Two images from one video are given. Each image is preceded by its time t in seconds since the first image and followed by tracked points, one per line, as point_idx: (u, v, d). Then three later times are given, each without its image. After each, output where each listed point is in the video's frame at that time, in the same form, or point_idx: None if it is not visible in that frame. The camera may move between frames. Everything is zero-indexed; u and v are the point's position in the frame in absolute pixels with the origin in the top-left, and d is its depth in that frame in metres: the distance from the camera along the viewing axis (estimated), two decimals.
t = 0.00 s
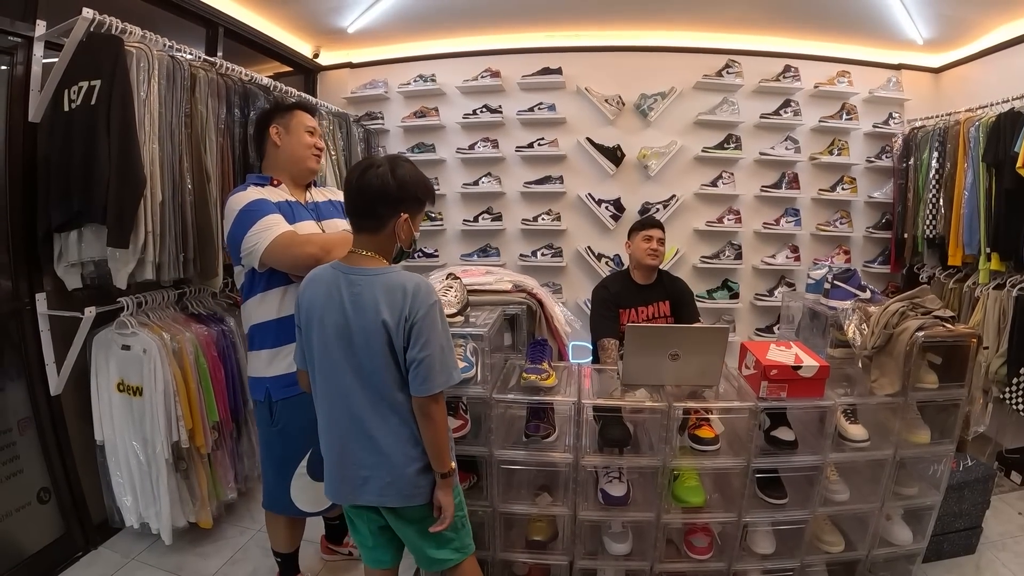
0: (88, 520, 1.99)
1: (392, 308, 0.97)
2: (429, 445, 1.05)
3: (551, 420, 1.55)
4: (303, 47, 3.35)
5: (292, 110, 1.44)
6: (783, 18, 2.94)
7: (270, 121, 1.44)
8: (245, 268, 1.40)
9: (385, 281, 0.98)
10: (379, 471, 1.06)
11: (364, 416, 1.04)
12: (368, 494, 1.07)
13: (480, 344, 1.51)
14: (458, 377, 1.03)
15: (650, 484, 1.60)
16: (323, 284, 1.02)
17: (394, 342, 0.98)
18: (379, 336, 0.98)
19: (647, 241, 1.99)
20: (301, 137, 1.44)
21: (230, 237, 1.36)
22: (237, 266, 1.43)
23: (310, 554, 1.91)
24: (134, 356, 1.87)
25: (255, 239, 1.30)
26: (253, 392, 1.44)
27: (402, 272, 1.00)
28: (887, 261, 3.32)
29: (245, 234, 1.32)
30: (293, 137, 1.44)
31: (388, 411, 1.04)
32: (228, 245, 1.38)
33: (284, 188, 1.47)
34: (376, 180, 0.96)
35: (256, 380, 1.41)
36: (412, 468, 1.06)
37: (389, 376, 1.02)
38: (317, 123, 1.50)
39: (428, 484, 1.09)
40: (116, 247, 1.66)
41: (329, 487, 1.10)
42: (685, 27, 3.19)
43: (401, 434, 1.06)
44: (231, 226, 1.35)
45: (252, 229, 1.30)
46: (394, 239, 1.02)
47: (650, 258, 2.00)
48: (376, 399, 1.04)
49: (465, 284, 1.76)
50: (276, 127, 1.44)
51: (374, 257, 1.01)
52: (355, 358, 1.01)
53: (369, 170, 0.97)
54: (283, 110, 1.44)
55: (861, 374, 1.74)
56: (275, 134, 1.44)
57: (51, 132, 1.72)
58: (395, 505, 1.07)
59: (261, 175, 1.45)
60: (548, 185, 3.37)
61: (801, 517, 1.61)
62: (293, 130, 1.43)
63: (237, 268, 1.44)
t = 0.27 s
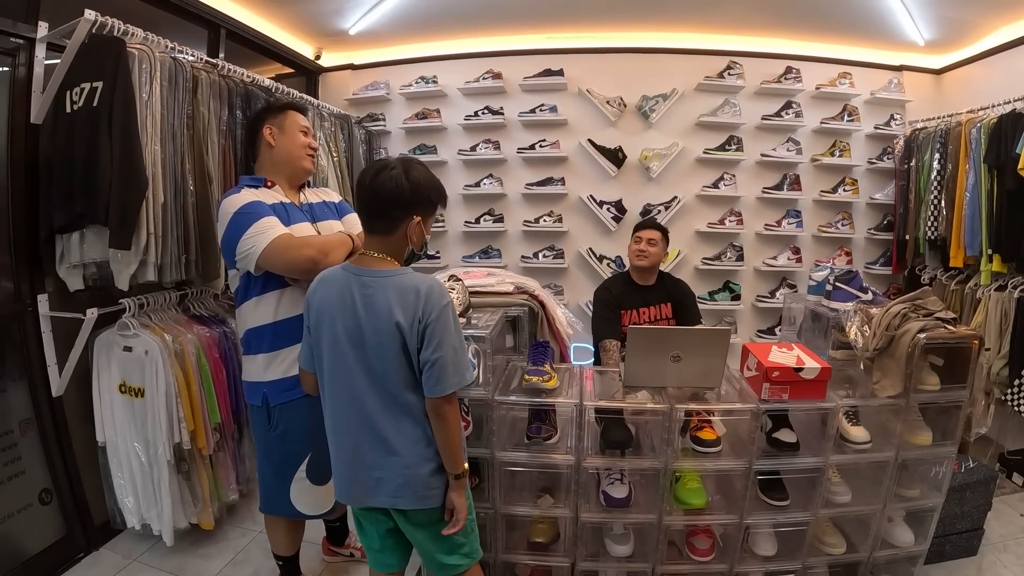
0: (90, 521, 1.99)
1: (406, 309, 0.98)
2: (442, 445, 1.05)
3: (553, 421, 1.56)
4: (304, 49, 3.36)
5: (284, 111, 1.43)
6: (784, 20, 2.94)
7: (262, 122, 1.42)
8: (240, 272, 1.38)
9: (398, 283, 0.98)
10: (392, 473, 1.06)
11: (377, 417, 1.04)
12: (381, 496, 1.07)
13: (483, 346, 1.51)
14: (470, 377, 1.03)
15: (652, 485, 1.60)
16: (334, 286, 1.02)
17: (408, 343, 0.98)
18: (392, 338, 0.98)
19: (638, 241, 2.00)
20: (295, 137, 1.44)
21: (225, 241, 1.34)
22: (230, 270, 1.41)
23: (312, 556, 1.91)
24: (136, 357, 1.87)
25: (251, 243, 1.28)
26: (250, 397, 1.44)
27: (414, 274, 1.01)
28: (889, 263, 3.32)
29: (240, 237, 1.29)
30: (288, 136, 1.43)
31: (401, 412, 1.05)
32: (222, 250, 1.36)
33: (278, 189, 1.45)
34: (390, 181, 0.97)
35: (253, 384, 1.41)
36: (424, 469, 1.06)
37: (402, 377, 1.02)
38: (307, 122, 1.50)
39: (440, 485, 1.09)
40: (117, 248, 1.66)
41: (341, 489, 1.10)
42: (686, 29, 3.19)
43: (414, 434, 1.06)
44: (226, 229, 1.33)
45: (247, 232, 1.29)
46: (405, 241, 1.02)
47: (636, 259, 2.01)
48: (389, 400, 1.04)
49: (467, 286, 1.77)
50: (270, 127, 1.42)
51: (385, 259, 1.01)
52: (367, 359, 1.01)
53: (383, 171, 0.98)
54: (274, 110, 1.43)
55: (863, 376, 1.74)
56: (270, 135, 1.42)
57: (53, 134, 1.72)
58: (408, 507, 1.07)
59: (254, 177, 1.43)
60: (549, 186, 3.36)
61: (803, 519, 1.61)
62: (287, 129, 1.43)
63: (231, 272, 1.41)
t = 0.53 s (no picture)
0: (91, 520, 1.99)
1: (418, 307, 0.98)
2: (455, 441, 1.06)
3: (554, 421, 1.55)
4: (305, 49, 3.36)
5: (280, 110, 1.41)
6: (786, 20, 2.94)
7: (259, 120, 1.40)
8: (229, 272, 1.37)
9: (410, 280, 0.99)
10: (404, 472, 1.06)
11: (389, 416, 1.05)
12: (392, 496, 1.07)
13: (484, 345, 1.52)
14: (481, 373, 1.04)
15: (652, 485, 1.61)
16: (344, 285, 1.01)
17: (420, 341, 0.99)
18: (405, 336, 0.99)
19: (636, 243, 2.00)
20: (292, 137, 1.42)
21: (214, 240, 1.32)
22: (220, 269, 1.39)
23: (313, 556, 1.91)
24: (137, 357, 1.87)
25: (240, 244, 1.26)
26: (239, 402, 1.41)
27: (424, 271, 1.01)
28: (890, 263, 3.32)
29: (229, 237, 1.28)
30: (285, 137, 1.41)
31: (412, 411, 1.05)
32: (211, 249, 1.34)
33: (271, 188, 1.43)
34: (396, 181, 0.96)
35: (242, 388, 1.39)
36: (434, 468, 1.07)
37: (413, 376, 1.03)
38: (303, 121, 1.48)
39: (452, 483, 1.09)
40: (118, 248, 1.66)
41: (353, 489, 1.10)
42: (687, 29, 3.19)
43: (425, 433, 1.07)
44: (216, 228, 1.32)
45: (237, 233, 1.27)
46: (412, 241, 1.03)
47: (633, 261, 2.01)
48: (400, 399, 1.04)
49: (469, 286, 1.77)
50: (267, 127, 1.40)
51: (392, 258, 1.01)
52: (379, 358, 1.01)
53: (388, 171, 0.98)
54: (271, 109, 1.41)
55: (864, 377, 1.74)
56: (267, 135, 1.40)
57: (54, 134, 1.72)
58: (420, 507, 1.07)
59: (247, 175, 1.41)
60: (550, 186, 3.36)
61: (804, 519, 1.61)
62: (284, 130, 1.41)
63: (221, 271, 1.40)
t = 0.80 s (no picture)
0: (92, 520, 2.00)
1: (428, 307, 0.99)
2: (463, 441, 1.07)
3: (555, 422, 1.55)
4: (307, 49, 3.36)
5: (267, 108, 1.37)
6: (787, 20, 2.94)
7: (246, 119, 1.36)
8: (218, 275, 1.35)
9: (419, 280, 1.00)
10: (411, 473, 1.06)
11: (396, 416, 1.05)
12: (400, 496, 1.07)
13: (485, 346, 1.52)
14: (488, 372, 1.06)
15: (653, 485, 1.60)
16: (350, 286, 1.01)
17: (430, 341, 1.00)
18: (414, 336, 0.99)
19: (636, 244, 2.00)
20: (280, 136, 1.38)
21: (204, 243, 1.30)
22: (209, 272, 1.37)
23: (314, 556, 1.91)
24: (138, 357, 1.87)
25: (233, 248, 1.25)
26: (223, 405, 1.42)
27: (431, 271, 1.02)
28: (891, 263, 3.32)
29: (221, 241, 1.26)
30: (273, 136, 1.38)
31: (420, 412, 1.05)
32: (201, 251, 1.32)
33: (263, 189, 1.41)
34: (403, 179, 0.97)
35: (227, 392, 1.39)
36: (441, 469, 1.07)
37: (422, 376, 1.03)
38: (293, 117, 1.44)
39: (460, 483, 1.10)
40: (120, 248, 1.66)
41: (357, 492, 1.09)
42: (688, 29, 3.19)
43: (431, 434, 1.07)
44: (206, 231, 1.30)
45: (230, 237, 1.26)
46: (418, 239, 1.03)
47: (633, 262, 2.02)
48: (408, 399, 1.04)
49: (470, 286, 1.77)
50: (253, 126, 1.36)
51: (399, 257, 1.02)
52: (388, 359, 1.01)
53: (394, 170, 0.98)
54: (257, 107, 1.36)
55: (865, 377, 1.74)
56: (253, 134, 1.36)
57: (55, 134, 1.73)
58: (427, 507, 1.07)
59: (238, 174, 1.39)
60: (552, 186, 3.37)
61: (805, 519, 1.61)
62: (272, 129, 1.37)
63: (209, 273, 1.38)
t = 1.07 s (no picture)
0: (93, 520, 2.00)
1: (433, 308, 0.99)
2: (469, 441, 1.08)
3: (557, 422, 1.55)
4: (307, 49, 3.36)
5: (247, 111, 1.34)
6: (788, 20, 2.94)
7: (226, 124, 1.33)
8: (204, 287, 1.34)
9: (424, 281, 1.00)
10: (415, 474, 1.06)
11: (400, 418, 1.05)
12: (403, 498, 1.07)
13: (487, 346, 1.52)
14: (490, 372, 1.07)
15: (654, 485, 1.60)
16: (354, 287, 1.00)
17: (435, 342, 1.00)
18: (420, 338, 1.00)
19: (637, 244, 2.00)
20: (261, 141, 1.35)
21: (189, 256, 1.29)
22: (195, 282, 1.36)
23: (314, 556, 1.91)
24: (139, 357, 1.87)
25: (220, 266, 1.24)
26: (216, 411, 1.41)
27: (435, 273, 1.03)
28: (892, 263, 3.32)
29: (208, 257, 1.25)
30: (253, 142, 1.35)
31: (424, 413, 1.06)
32: (187, 263, 1.31)
33: (247, 195, 1.40)
34: (411, 179, 0.97)
35: (220, 397, 1.38)
36: (445, 469, 1.07)
37: (426, 377, 1.03)
38: (278, 118, 1.39)
39: (464, 483, 1.10)
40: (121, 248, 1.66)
41: (359, 494, 1.08)
42: (689, 29, 3.19)
43: (435, 435, 1.07)
44: (192, 244, 1.28)
45: (216, 254, 1.24)
46: (423, 239, 1.04)
47: (634, 262, 2.02)
48: (412, 400, 1.04)
49: (471, 286, 1.77)
50: (231, 132, 1.34)
51: (404, 257, 1.02)
52: (393, 360, 1.01)
53: (402, 170, 0.98)
54: (237, 110, 1.33)
55: (866, 376, 1.74)
56: (232, 141, 1.34)
57: (56, 134, 1.73)
58: (431, 508, 1.08)
59: (222, 180, 1.38)
60: (553, 186, 3.37)
61: (806, 519, 1.61)
62: (251, 135, 1.34)
63: (196, 284, 1.36)
